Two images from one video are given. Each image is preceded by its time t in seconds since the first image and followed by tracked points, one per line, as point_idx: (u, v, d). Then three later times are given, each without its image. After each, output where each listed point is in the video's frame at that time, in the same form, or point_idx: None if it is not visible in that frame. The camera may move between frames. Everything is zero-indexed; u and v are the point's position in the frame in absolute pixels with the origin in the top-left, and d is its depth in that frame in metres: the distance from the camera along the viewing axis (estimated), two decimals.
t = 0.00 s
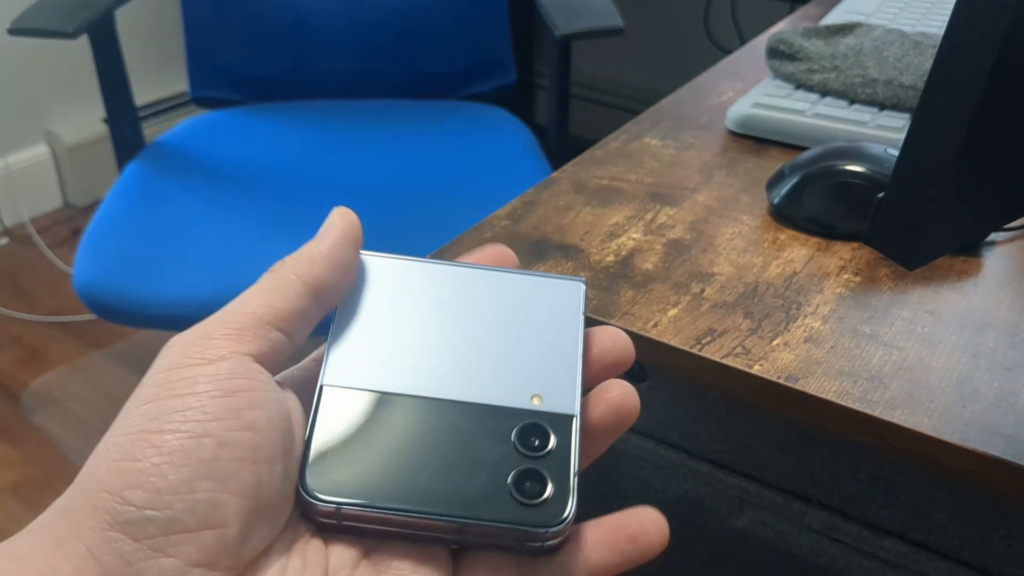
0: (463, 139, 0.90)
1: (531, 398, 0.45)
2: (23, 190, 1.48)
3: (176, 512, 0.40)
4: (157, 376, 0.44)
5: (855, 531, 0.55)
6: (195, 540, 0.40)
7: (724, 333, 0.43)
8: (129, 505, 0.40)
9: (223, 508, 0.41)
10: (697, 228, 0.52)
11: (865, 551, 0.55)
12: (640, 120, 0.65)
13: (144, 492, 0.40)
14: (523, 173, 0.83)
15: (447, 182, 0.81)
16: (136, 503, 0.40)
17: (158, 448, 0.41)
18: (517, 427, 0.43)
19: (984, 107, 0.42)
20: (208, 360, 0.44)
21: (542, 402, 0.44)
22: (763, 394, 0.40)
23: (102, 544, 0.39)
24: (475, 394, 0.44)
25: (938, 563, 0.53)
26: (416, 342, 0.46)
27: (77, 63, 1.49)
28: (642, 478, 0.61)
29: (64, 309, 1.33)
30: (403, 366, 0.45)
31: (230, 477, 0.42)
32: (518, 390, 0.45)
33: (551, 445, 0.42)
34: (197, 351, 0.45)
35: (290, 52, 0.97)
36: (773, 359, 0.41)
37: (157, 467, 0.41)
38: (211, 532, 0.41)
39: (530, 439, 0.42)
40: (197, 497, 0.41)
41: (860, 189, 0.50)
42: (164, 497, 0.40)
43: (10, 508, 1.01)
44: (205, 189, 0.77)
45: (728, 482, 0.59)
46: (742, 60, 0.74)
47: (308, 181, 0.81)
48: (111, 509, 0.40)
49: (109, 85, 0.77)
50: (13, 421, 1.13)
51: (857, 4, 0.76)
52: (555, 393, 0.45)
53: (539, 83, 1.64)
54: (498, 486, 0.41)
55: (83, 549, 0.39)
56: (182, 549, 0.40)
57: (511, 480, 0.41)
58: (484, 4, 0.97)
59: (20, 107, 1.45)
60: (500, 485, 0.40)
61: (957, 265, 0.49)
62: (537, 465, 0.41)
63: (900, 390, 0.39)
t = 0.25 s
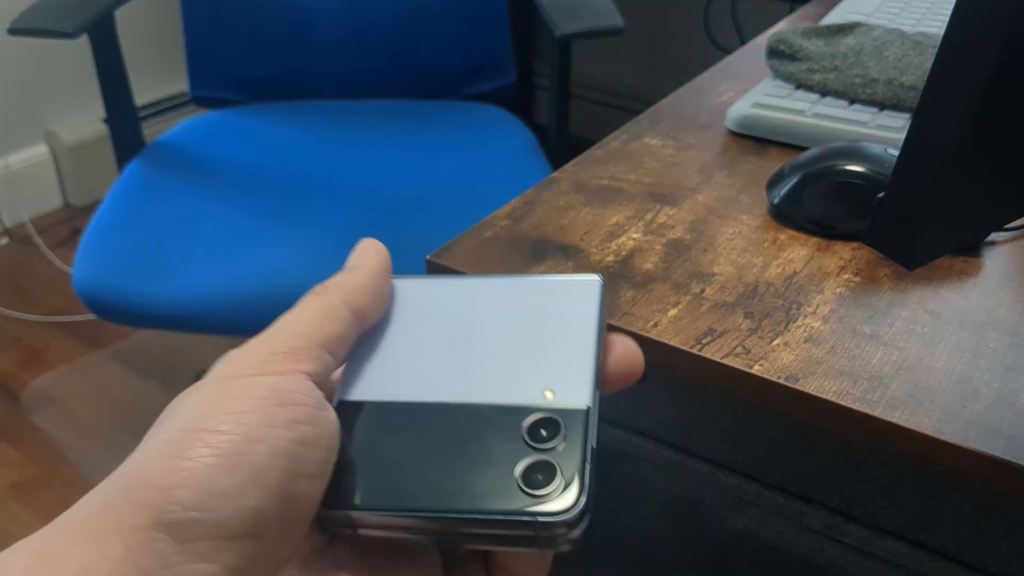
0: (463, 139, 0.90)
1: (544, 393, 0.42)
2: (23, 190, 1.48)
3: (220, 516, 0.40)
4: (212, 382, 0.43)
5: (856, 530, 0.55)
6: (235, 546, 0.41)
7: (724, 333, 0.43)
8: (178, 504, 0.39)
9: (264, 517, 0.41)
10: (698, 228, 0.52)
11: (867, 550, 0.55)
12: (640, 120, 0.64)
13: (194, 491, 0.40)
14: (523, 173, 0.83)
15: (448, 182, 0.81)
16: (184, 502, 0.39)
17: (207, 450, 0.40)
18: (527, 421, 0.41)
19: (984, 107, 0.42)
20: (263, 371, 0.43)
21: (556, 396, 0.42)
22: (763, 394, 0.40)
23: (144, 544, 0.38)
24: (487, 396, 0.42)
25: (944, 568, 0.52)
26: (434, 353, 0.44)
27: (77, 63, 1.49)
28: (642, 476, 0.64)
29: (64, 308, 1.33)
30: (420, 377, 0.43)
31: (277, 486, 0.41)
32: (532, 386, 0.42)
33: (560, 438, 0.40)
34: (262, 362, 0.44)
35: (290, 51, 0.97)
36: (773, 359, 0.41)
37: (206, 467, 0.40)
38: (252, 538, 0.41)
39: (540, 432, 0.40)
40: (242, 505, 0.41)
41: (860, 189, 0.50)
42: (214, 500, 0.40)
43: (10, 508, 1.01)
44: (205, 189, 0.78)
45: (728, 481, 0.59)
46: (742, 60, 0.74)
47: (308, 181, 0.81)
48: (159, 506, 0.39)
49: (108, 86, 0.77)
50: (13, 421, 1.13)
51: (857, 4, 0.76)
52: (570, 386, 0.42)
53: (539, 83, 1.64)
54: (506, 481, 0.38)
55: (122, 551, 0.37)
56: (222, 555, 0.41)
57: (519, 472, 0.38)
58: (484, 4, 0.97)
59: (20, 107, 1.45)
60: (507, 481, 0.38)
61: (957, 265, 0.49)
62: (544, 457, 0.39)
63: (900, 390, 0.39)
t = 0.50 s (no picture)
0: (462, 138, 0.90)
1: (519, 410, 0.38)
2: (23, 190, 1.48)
3: (234, 509, 0.43)
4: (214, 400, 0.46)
5: (856, 532, 0.48)
6: (251, 536, 0.44)
7: (724, 333, 0.43)
8: (201, 496, 0.42)
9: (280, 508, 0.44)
10: (698, 228, 0.52)
11: (865, 551, 0.48)
12: (641, 120, 0.65)
13: (216, 483, 0.43)
14: (523, 173, 0.83)
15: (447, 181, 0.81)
16: (205, 492, 0.42)
17: (217, 453, 0.43)
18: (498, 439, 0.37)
19: (984, 108, 0.42)
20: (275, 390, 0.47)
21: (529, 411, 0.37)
22: (763, 394, 0.40)
23: (167, 534, 0.40)
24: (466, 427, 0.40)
25: (944, 569, 0.46)
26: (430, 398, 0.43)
27: (78, 63, 1.49)
28: (641, 477, 0.58)
29: (64, 308, 1.33)
30: (413, 422, 0.43)
31: (287, 481, 0.45)
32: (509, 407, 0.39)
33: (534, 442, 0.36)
34: (268, 381, 0.47)
35: (290, 51, 0.97)
36: (773, 359, 0.41)
37: (218, 465, 0.43)
38: (269, 530, 0.44)
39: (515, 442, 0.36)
40: (257, 496, 0.44)
41: (860, 189, 0.50)
42: (234, 492, 0.43)
43: (10, 508, 1.01)
44: (206, 189, 0.78)
45: (730, 484, 0.51)
46: (742, 60, 0.74)
47: (307, 180, 0.81)
48: (183, 498, 0.41)
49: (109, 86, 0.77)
50: (12, 420, 1.13)
51: (857, 4, 0.76)
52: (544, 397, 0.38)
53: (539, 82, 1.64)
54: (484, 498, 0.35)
55: (147, 541, 0.39)
56: (236, 544, 0.43)
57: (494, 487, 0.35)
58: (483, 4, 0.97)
59: (20, 107, 1.45)
60: (484, 498, 0.35)
61: (957, 264, 0.49)
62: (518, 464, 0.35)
63: (900, 390, 0.39)
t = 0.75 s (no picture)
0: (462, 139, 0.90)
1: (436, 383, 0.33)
2: (23, 190, 1.48)
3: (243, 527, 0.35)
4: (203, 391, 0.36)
5: (856, 531, 0.48)
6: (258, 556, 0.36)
7: (723, 333, 0.43)
8: (196, 520, 0.34)
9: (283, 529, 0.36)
10: (698, 228, 0.52)
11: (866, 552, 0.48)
12: (641, 120, 0.65)
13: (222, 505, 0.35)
14: (523, 173, 0.83)
15: (447, 181, 0.81)
16: (202, 517, 0.34)
17: (218, 464, 0.35)
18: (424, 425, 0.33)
19: (983, 108, 0.42)
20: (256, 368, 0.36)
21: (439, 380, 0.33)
22: (763, 394, 0.40)
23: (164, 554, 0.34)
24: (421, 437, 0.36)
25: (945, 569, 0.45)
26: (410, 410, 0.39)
27: (78, 63, 1.49)
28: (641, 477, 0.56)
29: (64, 308, 1.33)
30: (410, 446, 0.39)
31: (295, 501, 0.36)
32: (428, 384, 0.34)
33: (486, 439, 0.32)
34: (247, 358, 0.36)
35: (290, 51, 0.97)
36: (773, 359, 0.41)
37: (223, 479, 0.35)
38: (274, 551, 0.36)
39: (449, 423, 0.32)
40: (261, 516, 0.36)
41: (860, 189, 0.50)
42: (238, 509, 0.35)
43: (10, 508, 1.01)
44: (206, 189, 0.78)
45: (731, 483, 0.52)
46: (742, 60, 0.74)
47: (308, 181, 0.81)
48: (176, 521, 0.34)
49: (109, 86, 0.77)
50: (12, 421, 1.13)
51: (857, 4, 0.76)
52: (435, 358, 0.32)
53: (538, 82, 1.64)
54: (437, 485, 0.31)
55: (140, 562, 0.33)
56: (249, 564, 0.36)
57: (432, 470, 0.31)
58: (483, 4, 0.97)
59: (20, 107, 1.45)
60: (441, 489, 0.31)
61: (956, 265, 0.49)
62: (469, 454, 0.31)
63: (900, 390, 0.39)
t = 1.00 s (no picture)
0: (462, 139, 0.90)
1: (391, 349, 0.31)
2: (24, 190, 1.48)
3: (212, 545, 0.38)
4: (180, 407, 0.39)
5: (855, 531, 0.48)
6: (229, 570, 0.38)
7: (723, 333, 0.43)
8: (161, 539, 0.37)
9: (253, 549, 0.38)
10: (697, 228, 0.52)
11: (866, 551, 0.49)
12: (640, 121, 0.65)
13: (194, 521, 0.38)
14: (523, 173, 0.83)
15: (448, 181, 0.82)
16: (167, 537, 0.37)
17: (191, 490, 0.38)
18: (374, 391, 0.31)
19: (983, 109, 0.42)
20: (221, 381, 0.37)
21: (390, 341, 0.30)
22: (763, 394, 0.41)
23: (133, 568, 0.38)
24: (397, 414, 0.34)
25: (944, 569, 0.46)
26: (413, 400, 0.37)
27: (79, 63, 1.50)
28: (641, 475, 0.58)
29: (65, 309, 1.33)
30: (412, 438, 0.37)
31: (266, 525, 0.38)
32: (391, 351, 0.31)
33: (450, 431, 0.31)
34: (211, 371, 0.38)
35: (291, 51, 0.97)
36: (773, 359, 0.41)
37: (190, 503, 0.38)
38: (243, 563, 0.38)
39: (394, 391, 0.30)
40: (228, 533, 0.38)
41: (859, 189, 0.50)
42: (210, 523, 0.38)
43: (11, 508, 1.01)
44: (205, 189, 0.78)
45: (728, 483, 0.52)
46: (741, 60, 0.74)
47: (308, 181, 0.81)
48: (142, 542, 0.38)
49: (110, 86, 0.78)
50: (13, 420, 1.13)
51: (857, 4, 0.76)
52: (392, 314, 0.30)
53: (539, 83, 1.64)
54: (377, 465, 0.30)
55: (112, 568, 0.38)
56: None
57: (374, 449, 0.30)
58: (483, 4, 0.97)
59: (21, 107, 1.45)
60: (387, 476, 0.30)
61: (956, 264, 0.49)
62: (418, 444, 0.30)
63: (900, 390, 0.40)
